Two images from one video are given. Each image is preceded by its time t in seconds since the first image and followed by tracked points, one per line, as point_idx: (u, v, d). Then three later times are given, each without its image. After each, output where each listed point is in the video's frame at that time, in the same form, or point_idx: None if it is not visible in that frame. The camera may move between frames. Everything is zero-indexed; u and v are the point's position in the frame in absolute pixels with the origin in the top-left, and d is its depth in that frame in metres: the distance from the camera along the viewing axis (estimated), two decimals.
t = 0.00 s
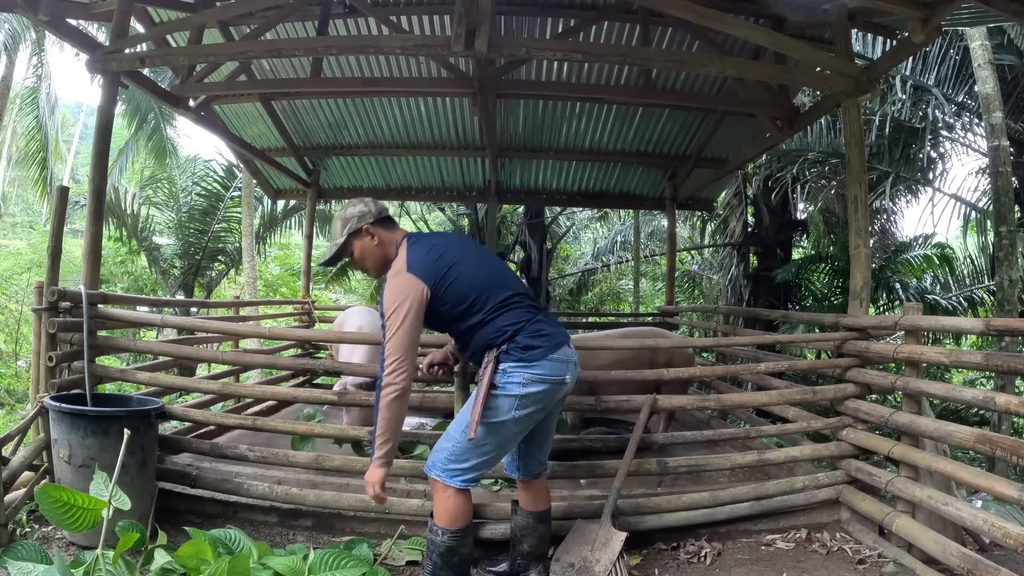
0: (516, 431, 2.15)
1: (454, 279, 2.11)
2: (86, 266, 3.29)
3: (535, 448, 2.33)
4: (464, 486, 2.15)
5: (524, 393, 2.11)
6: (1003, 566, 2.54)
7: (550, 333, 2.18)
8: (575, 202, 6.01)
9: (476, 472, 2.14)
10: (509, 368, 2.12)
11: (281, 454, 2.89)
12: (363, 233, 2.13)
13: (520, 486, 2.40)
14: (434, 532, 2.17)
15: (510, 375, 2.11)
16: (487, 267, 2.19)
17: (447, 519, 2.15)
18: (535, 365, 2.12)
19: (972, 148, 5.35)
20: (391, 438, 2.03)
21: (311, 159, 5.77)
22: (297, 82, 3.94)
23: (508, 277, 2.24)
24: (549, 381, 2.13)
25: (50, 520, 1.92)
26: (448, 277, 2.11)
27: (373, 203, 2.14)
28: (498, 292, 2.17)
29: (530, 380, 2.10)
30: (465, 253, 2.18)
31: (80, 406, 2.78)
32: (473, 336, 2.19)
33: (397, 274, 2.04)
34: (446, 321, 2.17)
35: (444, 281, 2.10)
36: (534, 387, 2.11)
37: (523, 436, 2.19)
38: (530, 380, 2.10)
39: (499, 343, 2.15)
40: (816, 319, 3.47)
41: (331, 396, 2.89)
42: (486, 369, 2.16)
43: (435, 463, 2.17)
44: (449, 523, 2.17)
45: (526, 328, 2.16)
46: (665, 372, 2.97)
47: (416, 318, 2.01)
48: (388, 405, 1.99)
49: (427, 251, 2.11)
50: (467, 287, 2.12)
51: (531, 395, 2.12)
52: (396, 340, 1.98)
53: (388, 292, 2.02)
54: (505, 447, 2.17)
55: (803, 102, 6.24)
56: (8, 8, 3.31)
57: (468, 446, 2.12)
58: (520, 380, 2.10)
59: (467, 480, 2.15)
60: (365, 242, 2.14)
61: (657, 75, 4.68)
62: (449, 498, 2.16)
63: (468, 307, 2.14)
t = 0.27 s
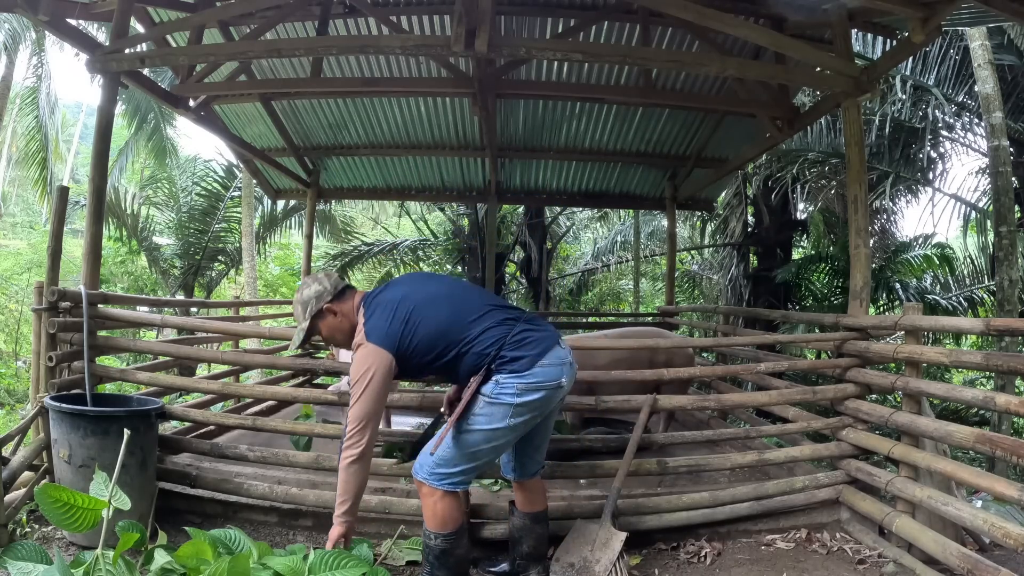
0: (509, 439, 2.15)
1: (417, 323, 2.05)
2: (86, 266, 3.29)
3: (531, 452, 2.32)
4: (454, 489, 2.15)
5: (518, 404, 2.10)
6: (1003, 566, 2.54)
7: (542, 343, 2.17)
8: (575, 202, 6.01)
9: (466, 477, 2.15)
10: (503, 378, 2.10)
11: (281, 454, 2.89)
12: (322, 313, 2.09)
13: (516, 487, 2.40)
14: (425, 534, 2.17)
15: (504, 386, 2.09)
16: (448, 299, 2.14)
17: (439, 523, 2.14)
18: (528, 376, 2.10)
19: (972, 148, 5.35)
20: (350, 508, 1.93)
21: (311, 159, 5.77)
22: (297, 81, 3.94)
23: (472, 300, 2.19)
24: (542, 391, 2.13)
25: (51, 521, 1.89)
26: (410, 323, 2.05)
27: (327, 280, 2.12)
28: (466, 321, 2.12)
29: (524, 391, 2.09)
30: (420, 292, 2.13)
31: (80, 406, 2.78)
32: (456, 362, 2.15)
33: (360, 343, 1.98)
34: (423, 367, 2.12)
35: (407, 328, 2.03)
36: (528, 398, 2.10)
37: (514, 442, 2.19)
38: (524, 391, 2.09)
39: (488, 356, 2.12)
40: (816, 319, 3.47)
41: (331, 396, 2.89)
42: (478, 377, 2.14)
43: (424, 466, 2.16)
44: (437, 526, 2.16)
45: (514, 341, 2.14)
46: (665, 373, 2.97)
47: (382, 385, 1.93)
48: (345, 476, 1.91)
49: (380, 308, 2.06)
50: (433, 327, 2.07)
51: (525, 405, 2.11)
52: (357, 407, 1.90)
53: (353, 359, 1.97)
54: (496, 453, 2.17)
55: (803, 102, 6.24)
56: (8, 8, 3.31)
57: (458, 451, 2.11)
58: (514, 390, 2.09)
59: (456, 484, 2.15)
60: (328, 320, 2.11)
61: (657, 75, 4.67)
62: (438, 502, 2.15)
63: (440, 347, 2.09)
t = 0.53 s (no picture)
0: (504, 441, 2.14)
1: (405, 342, 2.06)
2: (86, 266, 3.29)
3: (525, 452, 2.32)
4: (450, 489, 2.15)
5: (513, 407, 2.09)
6: (1003, 566, 2.54)
7: (536, 346, 2.17)
8: (575, 202, 6.01)
9: (460, 477, 2.14)
10: (499, 382, 2.10)
11: (280, 454, 2.89)
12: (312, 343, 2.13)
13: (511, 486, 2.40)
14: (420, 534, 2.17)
15: (500, 389, 2.09)
16: (433, 313, 2.14)
17: (433, 523, 2.14)
18: (524, 379, 2.10)
19: (972, 149, 5.35)
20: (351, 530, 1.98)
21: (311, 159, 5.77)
22: (297, 81, 3.94)
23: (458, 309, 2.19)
24: (538, 394, 2.12)
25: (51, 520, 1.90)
26: (399, 343, 2.05)
27: (314, 311, 2.15)
28: (453, 331, 2.12)
29: (520, 394, 2.08)
30: (406, 309, 2.13)
31: (80, 406, 2.78)
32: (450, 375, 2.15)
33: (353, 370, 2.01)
34: (420, 385, 2.13)
35: (396, 349, 2.04)
36: (524, 401, 2.09)
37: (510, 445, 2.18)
38: (520, 394, 2.08)
39: (483, 363, 2.12)
40: (816, 319, 3.47)
41: (331, 396, 2.90)
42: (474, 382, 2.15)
43: (418, 466, 2.16)
44: (432, 527, 2.16)
45: (509, 347, 2.14)
46: (665, 373, 2.97)
47: (376, 409, 1.96)
48: (344, 498, 1.96)
49: (368, 334, 2.07)
50: (420, 344, 2.07)
51: (520, 408, 2.10)
52: (352, 430, 1.94)
53: (347, 385, 2.01)
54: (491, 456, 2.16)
55: (803, 102, 6.24)
56: (8, 8, 3.31)
57: (454, 453, 2.11)
58: (511, 393, 2.08)
59: (450, 484, 2.14)
60: (319, 350, 2.15)
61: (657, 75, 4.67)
62: (432, 502, 2.16)
63: (432, 363, 2.09)
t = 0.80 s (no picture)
0: (509, 437, 2.16)
1: (418, 319, 2.05)
2: (86, 266, 3.29)
3: (526, 450, 2.31)
4: (455, 488, 2.15)
5: (518, 402, 2.10)
6: (1003, 566, 2.54)
7: (540, 341, 2.19)
8: (575, 202, 6.01)
9: (467, 475, 2.14)
10: (503, 377, 2.11)
11: (280, 454, 2.89)
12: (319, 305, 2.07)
13: (512, 486, 2.40)
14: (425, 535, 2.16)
15: (504, 384, 2.10)
16: (446, 296, 2.14)
17: (439, 523, 2.14)
18: (528, 374, 2.11)
19: (972, 148, 5.35)
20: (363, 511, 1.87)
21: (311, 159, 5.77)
22: (296, 82, 3.94)
23: (470, 297, 2.19)
24: (542, 389, 2.14)
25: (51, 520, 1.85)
26: (411, 320, 2.04)
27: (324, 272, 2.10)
28: (465, 319, 2.12)
29: (524, 389, 2.10)
30: (417, 289, 2.12)
31: (80, 406, 2.78)
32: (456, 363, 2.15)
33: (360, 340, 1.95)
34: (425, 365, 2.12)
35: (408, 326, 2.02)
36: (528, 396, 2.11)
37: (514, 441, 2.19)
38: (524, 389, 2.10)
39: (489, 356, 2.13)
40: (816, 319, 3.47)
41: (331, 396, 2.90)
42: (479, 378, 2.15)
43: (424, 465, 2.15)
44: (439, 526, 2.16)
45: (514, 340, 2.15)
46: (665, 373, 2.97)
47: (383, 378, 1.90)
48: (354, 477, 1.86)
49: (379, 305, 2.04)
50: (432, 324, 2.06)
51: (525, 403, 2.12)
52: (359, 404, 1.87)
53: (351, 357, 1.95)
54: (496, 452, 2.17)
55: (803, 102, 6.24)
56: (9, 8, 3.31)
57: (460, 451, 2.11)
58: (515, 388, 2.10)
59: (456, 482, 2.14)
60: (323, 313, 2.08)
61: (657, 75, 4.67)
62: (438, 502, 2.15)
63: (441, 345, 2.08)
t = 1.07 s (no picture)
0: (525, 431, 2.18)
1: (456, 288, 2.05)
2: (86, 266, 3.29)
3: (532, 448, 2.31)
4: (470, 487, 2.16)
5: (533, 396, 2.12)
6: (1003, 566, 2.54)
7: (554, 335, 2.21)
8: (575, 202, 6.01)
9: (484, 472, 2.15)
10: (518, 371, 2.12)
11: (281, 454, 2.90)
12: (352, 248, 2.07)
13: (518, 486, 2.41)
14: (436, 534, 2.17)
15: (518, 379, 2.12)
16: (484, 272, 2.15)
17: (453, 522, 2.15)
18: (542, 367, 2.13)
19: (972, 149, 5.36)
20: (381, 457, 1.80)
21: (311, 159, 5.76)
22: (296, 82, 3.94)
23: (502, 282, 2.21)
24: (555, 381, 2.16)
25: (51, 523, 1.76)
26: (448, 287, 2.04)
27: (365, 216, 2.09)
28: (497, 302, 2.14)
29: (539, 382, 2.12)
30: (457, 258, 2.13)
31: (80, 406, 2.78)
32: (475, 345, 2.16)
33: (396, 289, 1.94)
34: (449, 334, 2.11)
35: (444, 293, 2.03)
36: (543, 389, 2.13)
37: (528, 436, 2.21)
38: (538, 382, 2.12)
39: (505, 346, 2.14)
40: (816, 319, 3.47)
41: (331, 396, 2.90)
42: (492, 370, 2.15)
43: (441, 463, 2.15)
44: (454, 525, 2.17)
45: (531, 331, 2.16)
46: (665, 373, 2.97)
47: (416, 329, 1.89)
48: (384, 423, 1.78)
49: (422, 261, 2.04)
50: (467, 297, 2.07)
51: (539, 397, 2.14)
52: (393, 348, 1.84)
53: (384, 303, 1.92)
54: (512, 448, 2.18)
55: (803, 102, 6.24)
56: (9, 8, 3.31)
57: (477, 449, 2.12)
58: (530, 383, 2.12)
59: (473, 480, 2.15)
60: (353, 256, 2.07)
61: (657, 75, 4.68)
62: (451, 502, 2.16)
63: (470, 320, 2.10)
